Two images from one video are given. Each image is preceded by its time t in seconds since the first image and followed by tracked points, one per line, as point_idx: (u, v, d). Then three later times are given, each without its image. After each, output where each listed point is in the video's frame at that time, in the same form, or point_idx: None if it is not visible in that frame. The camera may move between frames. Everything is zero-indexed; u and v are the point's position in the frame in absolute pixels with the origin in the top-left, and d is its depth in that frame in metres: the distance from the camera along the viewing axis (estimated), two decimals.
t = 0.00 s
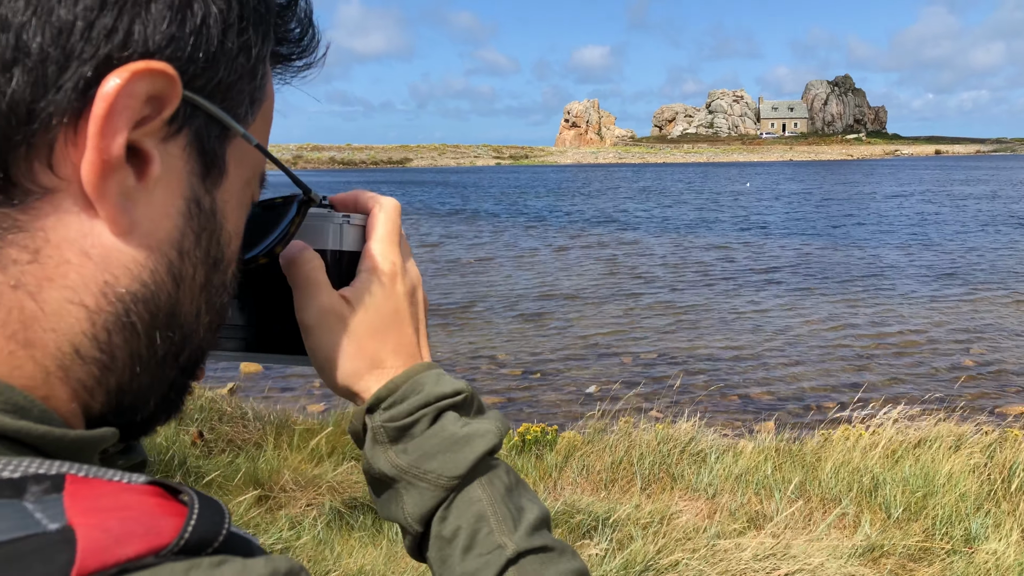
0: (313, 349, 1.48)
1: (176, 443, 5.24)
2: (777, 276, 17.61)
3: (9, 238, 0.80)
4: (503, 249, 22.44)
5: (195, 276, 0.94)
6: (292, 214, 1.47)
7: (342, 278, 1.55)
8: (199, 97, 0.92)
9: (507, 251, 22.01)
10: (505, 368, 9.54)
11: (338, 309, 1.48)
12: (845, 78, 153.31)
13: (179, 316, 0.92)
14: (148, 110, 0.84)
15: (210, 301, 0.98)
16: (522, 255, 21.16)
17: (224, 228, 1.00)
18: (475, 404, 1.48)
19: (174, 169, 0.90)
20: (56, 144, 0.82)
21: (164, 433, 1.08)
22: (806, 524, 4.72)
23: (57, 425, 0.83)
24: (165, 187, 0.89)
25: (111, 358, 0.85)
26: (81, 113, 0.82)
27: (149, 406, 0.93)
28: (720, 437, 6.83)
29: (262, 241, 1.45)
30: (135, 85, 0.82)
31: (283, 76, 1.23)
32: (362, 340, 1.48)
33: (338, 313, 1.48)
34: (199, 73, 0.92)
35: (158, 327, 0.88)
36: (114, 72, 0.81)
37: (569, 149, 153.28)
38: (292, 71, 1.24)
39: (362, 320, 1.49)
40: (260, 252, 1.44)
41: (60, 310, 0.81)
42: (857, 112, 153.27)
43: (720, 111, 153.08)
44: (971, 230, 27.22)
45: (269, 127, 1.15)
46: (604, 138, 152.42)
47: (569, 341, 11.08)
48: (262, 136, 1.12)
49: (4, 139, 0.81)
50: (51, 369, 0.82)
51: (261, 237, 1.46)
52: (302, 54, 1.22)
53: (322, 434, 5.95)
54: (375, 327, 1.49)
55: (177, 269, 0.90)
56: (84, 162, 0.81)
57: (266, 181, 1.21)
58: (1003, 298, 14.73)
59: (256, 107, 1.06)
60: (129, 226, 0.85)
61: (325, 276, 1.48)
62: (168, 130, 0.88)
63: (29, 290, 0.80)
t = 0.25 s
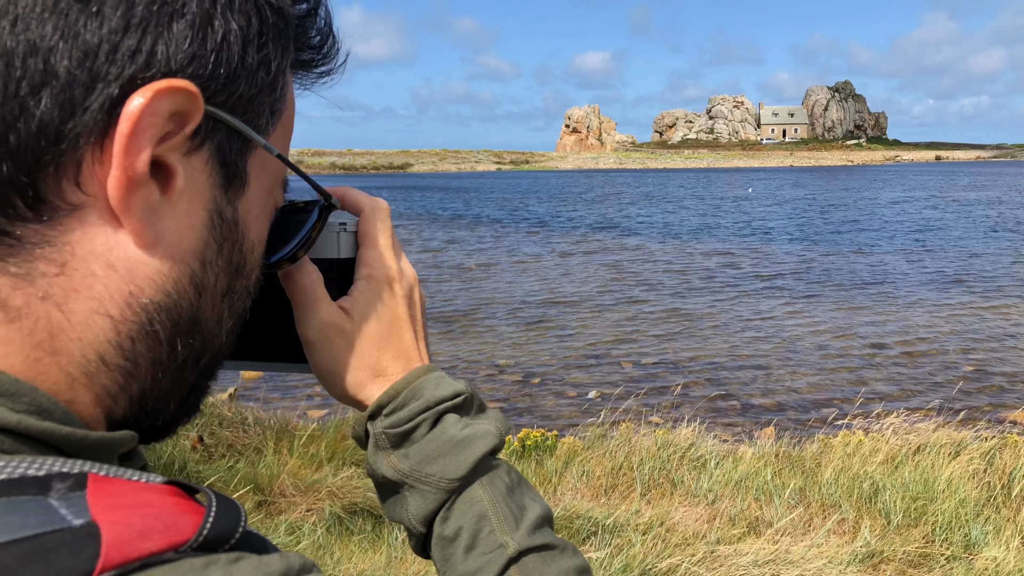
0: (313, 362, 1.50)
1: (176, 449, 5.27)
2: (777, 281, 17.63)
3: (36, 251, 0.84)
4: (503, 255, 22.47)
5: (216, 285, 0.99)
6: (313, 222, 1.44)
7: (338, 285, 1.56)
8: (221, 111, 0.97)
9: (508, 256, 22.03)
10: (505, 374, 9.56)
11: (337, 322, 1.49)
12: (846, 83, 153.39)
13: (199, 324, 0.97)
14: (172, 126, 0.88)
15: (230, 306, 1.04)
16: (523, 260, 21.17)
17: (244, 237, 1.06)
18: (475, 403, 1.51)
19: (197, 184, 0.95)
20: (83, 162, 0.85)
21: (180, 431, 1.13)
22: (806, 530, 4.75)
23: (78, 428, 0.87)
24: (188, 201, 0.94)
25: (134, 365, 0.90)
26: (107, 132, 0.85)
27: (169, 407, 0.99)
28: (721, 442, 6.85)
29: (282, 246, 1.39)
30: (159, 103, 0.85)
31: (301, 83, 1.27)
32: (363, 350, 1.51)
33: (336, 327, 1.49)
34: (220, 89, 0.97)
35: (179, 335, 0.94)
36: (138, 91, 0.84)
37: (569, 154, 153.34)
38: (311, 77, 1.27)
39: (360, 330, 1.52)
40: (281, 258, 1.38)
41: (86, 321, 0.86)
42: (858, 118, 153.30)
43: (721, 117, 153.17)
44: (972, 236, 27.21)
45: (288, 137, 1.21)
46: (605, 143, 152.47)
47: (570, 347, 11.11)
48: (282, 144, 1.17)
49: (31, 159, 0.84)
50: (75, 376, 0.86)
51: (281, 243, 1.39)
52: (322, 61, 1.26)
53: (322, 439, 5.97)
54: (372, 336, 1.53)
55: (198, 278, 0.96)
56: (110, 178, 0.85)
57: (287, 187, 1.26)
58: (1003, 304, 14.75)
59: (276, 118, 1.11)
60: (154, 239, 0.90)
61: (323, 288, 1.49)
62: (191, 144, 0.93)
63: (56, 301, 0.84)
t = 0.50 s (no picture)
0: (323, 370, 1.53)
1: (175, 453, 5.29)
2: (776, 286, 17.66)
3: (58, 256, 0.87)
4: (502, 259, 22.50)
5: (232, 290, 1.02)
6: (325, 228, 1.49)
7: (343, 289, 1.58)
8: (240, 121, 1.00)
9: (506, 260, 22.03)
10: (504, 377, 9.58)
11: (343, 328, 1.52)
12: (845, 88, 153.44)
13: (215, 327, 1.01)
14: (192, 134, 0.91)
15: (246, 309, 1.07)
16: (522, 264, 21.19)
17: (262, 242, 1.09)
18: (482, 400, 1.53)
19: (216, 190, 0.97)
20: (107, 169, 0.88)
21: (194, 432, 1.16)
22: (805, 535, 4.76)
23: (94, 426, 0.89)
24: (206, 208, 0.96)
25: (151, 366, 0.93)
26: (131, 142, 0.88)
27: (184, 407, 1.02)
28: (719, 447, 6.87)
29: (299, 249, 1.44)
30: (181, 113, 0.88)
31: (316, 91, 1.29)
32: (369, 352, 1.54)
33: (342, 333, 1.51)
34: (240, 98, 1.00)
35: (196, 338, 0.97)
36: (161, 101, 0.87)
37: (569, 158, 153.31)
38: (324, 85, 1.30)
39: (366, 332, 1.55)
40: (297, 261, 1.44)
41: (106, 324, 0.89)
42: (857, 122, 153.31)
43: (720, 121, 153.23)
44: (971, 241, 27.20)
45: (303, 143, 1.24)
46: (604, 147, 152.49)
47: (569, 351, 11.13)
48: (297, 150, 1.20)
49: (56, 167, 0.87)
50: (93, 378, 0.89)
51: (297, 246, 1.44)
52: (336, 68, 1.29)
53: (320, 442, 5.99)
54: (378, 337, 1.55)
55: (215, 283, 0.99)
56: (132, 186, 0.88)
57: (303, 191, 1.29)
58: (1002, 309, 14.78)
59: (292, 125, 1.14)
60: (173, 245, 0.92)
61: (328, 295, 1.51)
62: (210, 151, 0.95)
63: (77, 305, 0.87)
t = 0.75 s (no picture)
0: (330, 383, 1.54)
1: (174, 455, 5.31)
2: (774, 288, 17.68)
3: (74, 259, 0.89)
4: (501, 261, 22.51)
5: (243, 291, 1.04)
6: (334, 230, 1.55)
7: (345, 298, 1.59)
8: (251, 125, 1.02)
9: (505, 263, 22.04)
10: (503, 380, 9.59)
11: (343, 341, 1.52)
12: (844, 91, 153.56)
13: (227, 329, 1.02)
14: (205, 138, 0.93)
15: (256, 310, 1.09)
16: (520, 267, 21.20)
17: (271, 244, 1.11)
18: (486, 399, 1.55)
19: (228, 194, 0.99)
20: (122, 174, 0.90)
21: (204, 430, 1.18)
22: (803, 536, 4.79)
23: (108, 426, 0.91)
24: (219, 211, 0.98)
25: (163, 367, 0.94)
26: (146, 146, 0.90)
27: (196, 406, 1.03)
28: (718, 449, 6.88)
29: (307, 253, 1.51)
30: (195, 119, 0.90)
31: (325, 93, 1.31)
32: (374, 358, 1.54)
33: (343, 346, 1.51)
34: (252, 103, 1.02)
35: (207, 339, 0.99)
36: (176, 106, 0.89)
37: (567, 160, 153.33)
38: (333, 87, 1.31)
39: (368, 341, 1.55)
40: (306, 262, 1.50)
41: (120, 326, 0.90)
42: (855, 125, 153.36)
43: (719, 124, 153.28)
44: (970, 245, 27.22)
45: (312, 146, 1.25)
46: (603, 150, 152.53)
47: (567, 353, 11.15)
48: (306, 154, 1.22)
49: (74, 171, 0.88)
50: (107, 378, 0.91)
51: (306, 249, 1.51)
52: (344, 72, 1.30)
53: (319, 444, 6.00)
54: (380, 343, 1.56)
55: (227, 284, 1.00)
56: (148, 190, 0.89)
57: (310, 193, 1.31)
58: (1000, 312, 14.81)
59: (302, 129, 1.16)
60: (186, 248, 0.94)
61: (321, 311, 1.51)
62: (222, 156, 0.97)
63: (92, 307, 0.89)
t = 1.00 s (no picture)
0: (325, 381, 1.55)
1: (170, 457, 5.31)
2: (772, 290, 17.70)
3: (80, 260, 0.90)
4: (499, 264, 22.51)
5: (247, 292, 1.06)
6: (334, 231, 1.56)
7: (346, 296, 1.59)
8: (255, 127, 1.03)
9: (503, 265, 22.04)
10: (501, 382, 9.60)
11: (338, 340, 1.53)
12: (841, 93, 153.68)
13: (230, 329, 1.03)
14: (209, 141, 0.94)
15: (258, 311, 1.10)
16: (518, 269, 21.21)
17: (274, 246, 1.12)
18: (484, 404, 1.56)
19: (231, 196, 1.00)
20: (128, 176, 0.91)
21: (206, 430, 1.19)
22: (800, 538, 4.80)
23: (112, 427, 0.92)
24: (222, 213, 0.99)
25: (166, 367, 0.95)
26: (151, 148, 0.91)
27: (199, 405, 1.04)
28: (715, 451, 6.89)
29: (308, 252, 1.53)
30: (199, 121, 0.91)
31: (326, 94, 1.32)
32: (374, 357, 1.56)
33: (338, 345, 1.53)
34: (255, 106, 1.03)
35: (211, 339, 1.00)
36: (181, 110, 0.90)
37: (565, 162, 153.33)
38: (334, 88, 1.32)
39: (365, 340, 1.56)
40: (306, 262, 1.51)
41: (124, 326, 0.91)
42: (853, 127, 153.37)
43: (716, 126, 153.29)
44: (967, 247, 27.23)
45: (312, 149, 1.26)
46: (601, 152, 152.53)
47: (565, 355, 11.16)
48: (307, 156, 1.23)
49: (80, 174, 0.89)
50: (111, 379, 0.92)
51: (307, 249, 1.53)
52: (344, 74, 1.31)
53: (316, 447, 6.00)
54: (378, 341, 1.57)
55: (230, 285, 1.02)
56: (153, 192, 0.91)
57: (312, 194, 1.32)
58: (997, 314, 14.86)
59: (303, 132, 1.17)
60: (190, 249, 0.95)
61: (315, 312, 1.52)
62: (225, 158, 0.98)
63: (97, 307, 0.90)
